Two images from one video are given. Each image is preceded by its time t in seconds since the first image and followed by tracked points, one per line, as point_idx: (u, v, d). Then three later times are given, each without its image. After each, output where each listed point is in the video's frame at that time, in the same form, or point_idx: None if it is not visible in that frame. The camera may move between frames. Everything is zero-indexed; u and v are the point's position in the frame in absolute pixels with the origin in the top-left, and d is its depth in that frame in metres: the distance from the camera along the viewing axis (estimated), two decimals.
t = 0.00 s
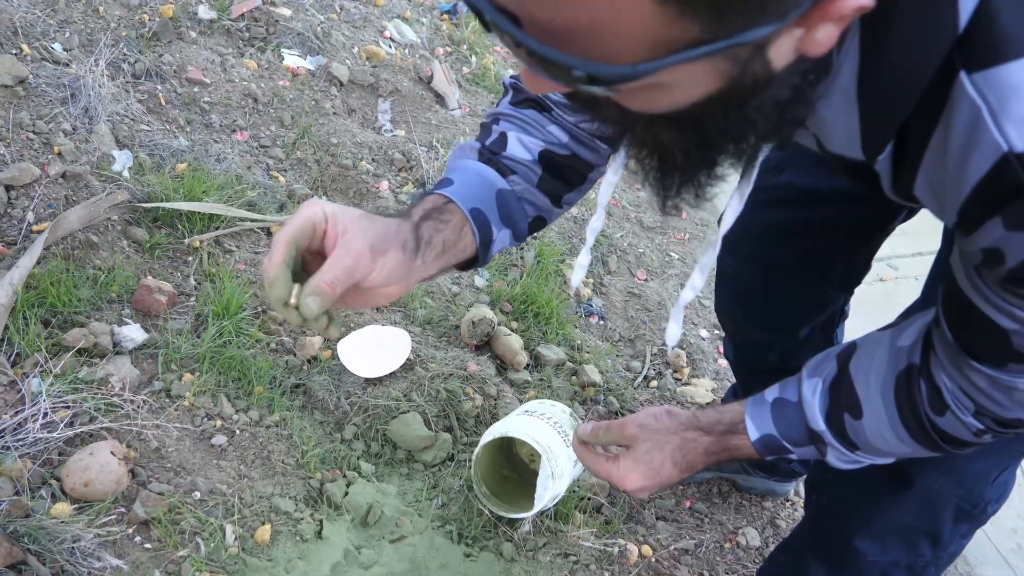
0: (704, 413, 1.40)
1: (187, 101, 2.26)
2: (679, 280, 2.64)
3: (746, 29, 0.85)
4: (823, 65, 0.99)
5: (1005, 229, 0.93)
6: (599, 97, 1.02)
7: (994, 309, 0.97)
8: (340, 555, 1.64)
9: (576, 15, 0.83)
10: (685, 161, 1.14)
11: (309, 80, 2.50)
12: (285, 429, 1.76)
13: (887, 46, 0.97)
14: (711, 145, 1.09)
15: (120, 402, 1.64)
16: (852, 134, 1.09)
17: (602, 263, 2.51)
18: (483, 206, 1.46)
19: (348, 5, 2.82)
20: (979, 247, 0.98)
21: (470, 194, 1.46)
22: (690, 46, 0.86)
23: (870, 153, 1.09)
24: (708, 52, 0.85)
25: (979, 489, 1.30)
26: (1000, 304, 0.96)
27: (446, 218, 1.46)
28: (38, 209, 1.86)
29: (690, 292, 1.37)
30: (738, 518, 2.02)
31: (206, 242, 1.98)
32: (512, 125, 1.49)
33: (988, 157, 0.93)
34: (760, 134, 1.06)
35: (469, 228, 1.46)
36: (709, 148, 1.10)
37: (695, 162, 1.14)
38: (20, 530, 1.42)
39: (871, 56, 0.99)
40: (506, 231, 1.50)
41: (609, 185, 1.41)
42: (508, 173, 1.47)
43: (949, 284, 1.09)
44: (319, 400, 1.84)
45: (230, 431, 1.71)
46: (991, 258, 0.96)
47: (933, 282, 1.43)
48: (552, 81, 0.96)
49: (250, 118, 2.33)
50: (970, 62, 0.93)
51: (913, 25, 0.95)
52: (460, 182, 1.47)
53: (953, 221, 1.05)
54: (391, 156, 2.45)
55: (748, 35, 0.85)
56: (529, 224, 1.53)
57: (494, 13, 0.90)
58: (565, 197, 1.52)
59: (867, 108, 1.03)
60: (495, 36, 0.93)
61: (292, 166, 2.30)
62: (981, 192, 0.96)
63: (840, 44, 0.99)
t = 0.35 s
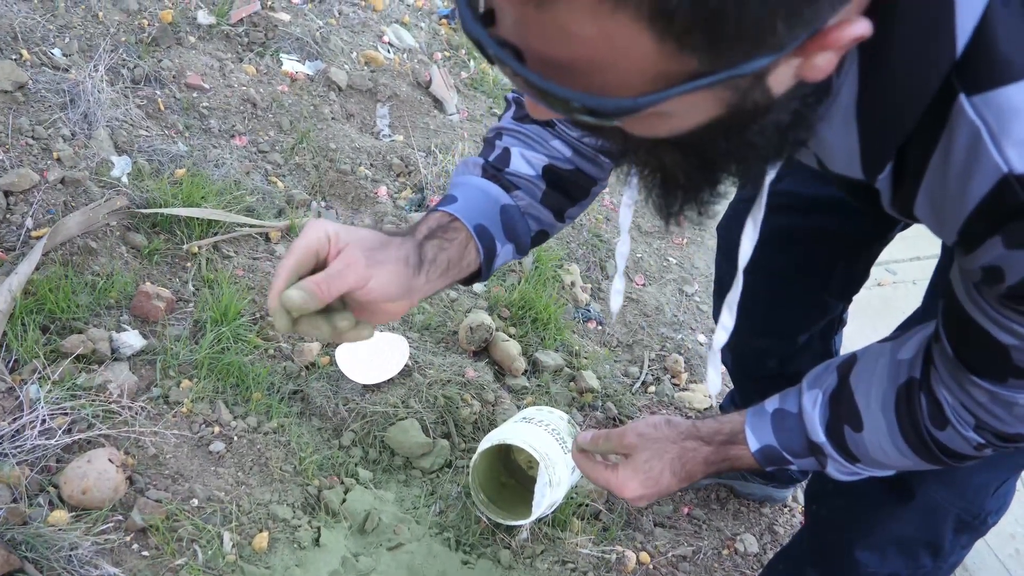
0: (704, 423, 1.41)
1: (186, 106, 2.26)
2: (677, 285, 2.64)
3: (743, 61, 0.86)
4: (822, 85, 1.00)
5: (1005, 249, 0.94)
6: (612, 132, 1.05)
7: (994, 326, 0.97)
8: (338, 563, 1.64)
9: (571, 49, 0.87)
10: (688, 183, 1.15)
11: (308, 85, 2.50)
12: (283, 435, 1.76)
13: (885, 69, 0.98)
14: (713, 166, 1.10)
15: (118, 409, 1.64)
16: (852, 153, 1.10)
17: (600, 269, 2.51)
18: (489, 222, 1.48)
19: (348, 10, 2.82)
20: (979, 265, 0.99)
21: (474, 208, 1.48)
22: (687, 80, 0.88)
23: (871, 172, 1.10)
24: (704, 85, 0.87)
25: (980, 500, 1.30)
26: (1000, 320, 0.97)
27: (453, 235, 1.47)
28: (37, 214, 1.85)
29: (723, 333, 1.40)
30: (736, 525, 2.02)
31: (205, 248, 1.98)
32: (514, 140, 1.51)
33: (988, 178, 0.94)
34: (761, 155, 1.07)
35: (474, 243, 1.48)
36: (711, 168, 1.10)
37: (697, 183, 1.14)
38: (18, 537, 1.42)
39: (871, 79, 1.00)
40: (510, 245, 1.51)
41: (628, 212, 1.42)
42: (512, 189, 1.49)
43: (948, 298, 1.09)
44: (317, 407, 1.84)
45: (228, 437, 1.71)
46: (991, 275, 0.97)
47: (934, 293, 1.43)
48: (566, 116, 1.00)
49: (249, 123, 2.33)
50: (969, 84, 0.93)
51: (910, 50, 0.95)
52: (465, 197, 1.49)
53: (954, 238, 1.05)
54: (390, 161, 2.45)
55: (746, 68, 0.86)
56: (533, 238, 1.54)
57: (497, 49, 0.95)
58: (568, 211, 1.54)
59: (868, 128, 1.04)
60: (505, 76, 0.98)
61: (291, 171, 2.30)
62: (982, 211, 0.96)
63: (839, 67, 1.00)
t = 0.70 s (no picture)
0: (702, 437, 1.41)
1: (184, 114, 2.26)
2: (675, 295, 2.63)
3: (740, 90, 0.88)
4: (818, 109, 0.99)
5: (1005, 269, 0.94)
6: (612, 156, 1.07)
7: (995, 346, 0.97)
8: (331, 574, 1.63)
9: (571, 80, 0.88)
10: (690, 204, 1.15)
11: (306, 94, 2.50)
12: (277, 445, 1.75)
13: (883, 93, 0.97)
14: (715, 187, 1.10)
15: (112, 417, 1.63)
16: (852, 175, 1.10)
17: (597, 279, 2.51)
18: (484, 226, 1.49)
19: (347, 19, 2.82)
20: (980, 285, 0.99)
21: (469, 214, 1.49)
22: (685, 108, 0.90)
23: (871, 194, 1.09)
24: (703, 113, 0.89)
25: (978, 518, 1.30)
26: (1001, 339, 0.97)
27: (445, 237, 1.48)
28: (33, 221, 1.85)
29: (696, 351, 1.36)
30: (732, 537, 2.01)
31: (201, 256, 1.98)
32: (513, 148, 1.52)
33: (989, 200, 0.94)
34: (761, 176, 1.07)
35: (469, 246, 1.48)
36: (711, 189, 1.11)
37: (698, 203, 1.14)
38: (9, 547, 1.41)
39: (869, 101, 1.00)
40: (511, 249, 1.51)
41: (614, 227, 1.40)
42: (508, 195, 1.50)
43: (948, 316, 1.09)
44: (312, 416, 1.83)
45: (222, 447, 1.70)
46: (991, 295, 0.97)
47: (934, 308, 1.43)
48: (565, 142, 1.02)
49: (247, 131, 2.33)
50: (969, 107, 0.92)
51: (908, 73, 0.94)
52: (461, 202, 1.51)
53: (955, 258, 1.05)
54: (388, 170, 2.45)
55: (744, 95, 0.88)
56: (536, 245, 1.54)
57: (496, 79, 0.97)
58: (569, 217, 1.53)
59: (867, 150, 1.04)
60: (504, 105, 1.00)
61: (288, 179, 2.30)
62: (983, 231, 0.97)
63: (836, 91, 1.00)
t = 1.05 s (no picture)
0: (700, 446, 1.40)
1: (182, 115, 2.26)
2: (674, 300, 2.63)
3: (734, 108, 0.87)
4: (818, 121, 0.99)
5: (1005, 284, 0.94)
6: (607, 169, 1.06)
7: (996, 360, 0.97)
8: None
9: (564, 96, 0.88)
10: (688, 215, 1.14)
11: (305, 96, 2.50)
12: (272, 449, 1.75)
13: (881, 106, 0.97)
14: (712, 198, 1.10)
15: (106, 420, 1.63)
16: (850, 188, 1.09)
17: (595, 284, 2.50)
18: (489, 240, 1.48)
19: (347, 21, 2.82)
20: (979, 299, 0.98)
21: (478, 226, 1.48)
22: (679, 124, 0.89)
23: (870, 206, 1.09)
24: (697, 130, 0.89)
25: (977, 530, 1.30)
26: (1000, 354, 0.96)
27: (455, 250, 1.47)
28: (29, 223, 1.85)
29: (715, 367, 1.36)
30: (728, 543, 2.01)
31: (197, 258, 1.97)
32: (521, 160, 1.51)
33: (988, 215, 0.94)
34: (760, 188, 1.07)
35: (474, 261, 1.48)
36: (710, 199, 1.10)
37: (697, 214, 1.14)
38: None
39: (867, 115, 1.00)
40: (512, 265, 1.52)
41: (626, 241, 1.42)
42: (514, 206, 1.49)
43: (947, 330, 1.08)
44: (307, 420, 1.83)
45: (216, 450, 1.70)
46: (990, 310, 0.97)
47: (934, 319, 1.42)
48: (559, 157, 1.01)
49: (245, 133, 2.32)
50: (968, 122, 0.92)
51: (906, 89, 0.94)
52: (469, 213, 1.49)
53: (954, 271, 1.05)
54: (386, 172, 2.44)
55: (737, 113, 0.87)
56: (536, 259, 1.55)
57: (488, 94, 0.96)
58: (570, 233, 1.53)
59: (865, 163, 1.03)
60: (498, 120, 0.99)
61: (287, 181, 2.29)
62: (983, 244, 0.96)
63: (834, 104, 0.99)
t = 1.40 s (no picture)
0: (700, 451, 1.40)
1: (179, 118, 2.25)
2: (671, 303, 2.63)
3: (735, 119, 0.88)
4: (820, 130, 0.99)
5: (1008, 291, 0.94)
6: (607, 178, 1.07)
7: (1000, 367, 0.97)
8: None
9: (565, 107, 0.89)
10: (687, 221, 1.15)
11: (303, 98, 2.50)
12: (267, 452, 1.75)
13: (882, 115, 0.97)
14: (712, 206, 1.10)
15: (101, 424, 1.62)
16: (852, 196, 1.09)
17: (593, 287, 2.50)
18: (492, 256, 1.48)
19: (345, 23, 2.82)
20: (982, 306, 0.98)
21: (481, 243, 1.48)
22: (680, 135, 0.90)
23: (873, 215, 1.09)
24: (698, 141, 0.90)
25: (976, 535, 1.30)
26: (1004, 361, 0.96)
27: (459, 269, 1.48)
28: (24, 226, 1.84)
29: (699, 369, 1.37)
30: (725, 546, 2.01)
31: (194, 261, 1.97)
32: (524, 172, 1.50)
33: (991, 224, 0.94)
34: (761, 197, 1.07)
35: (477, 279, 1.49)
36: (709, 206, 1.10)
37: (695, 221, 1.14)
38: None
39: (869, 123, 0.99)
40: (511, 280, 1.53)
41: (614, 242, 1.40)
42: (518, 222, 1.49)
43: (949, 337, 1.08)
44: (303, 423, 1.82)
45: (212, 454, 1.69)
46: (992, 318, 0.97)
47: (934, 325, 1.42)
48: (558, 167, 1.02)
49: (242, 136, 2.32)
50: (971, 130, 0.92)
51: (910, 99, 0.94)
52: (473, 228, 1.49)
53: (956, 279, 1.04)
54: (383, 175, 2.44)
55: (737, 125, 0.88)
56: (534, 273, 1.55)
57: (488, 105, 0.96)
58: (569, 248, 1.54)
59: (867, 172, 1.03)
60: (497, 131, 1.00)
61: (283, 184, 2.29)
62: (985, 252, 0.96)
63: (836, 114, 0.99)
